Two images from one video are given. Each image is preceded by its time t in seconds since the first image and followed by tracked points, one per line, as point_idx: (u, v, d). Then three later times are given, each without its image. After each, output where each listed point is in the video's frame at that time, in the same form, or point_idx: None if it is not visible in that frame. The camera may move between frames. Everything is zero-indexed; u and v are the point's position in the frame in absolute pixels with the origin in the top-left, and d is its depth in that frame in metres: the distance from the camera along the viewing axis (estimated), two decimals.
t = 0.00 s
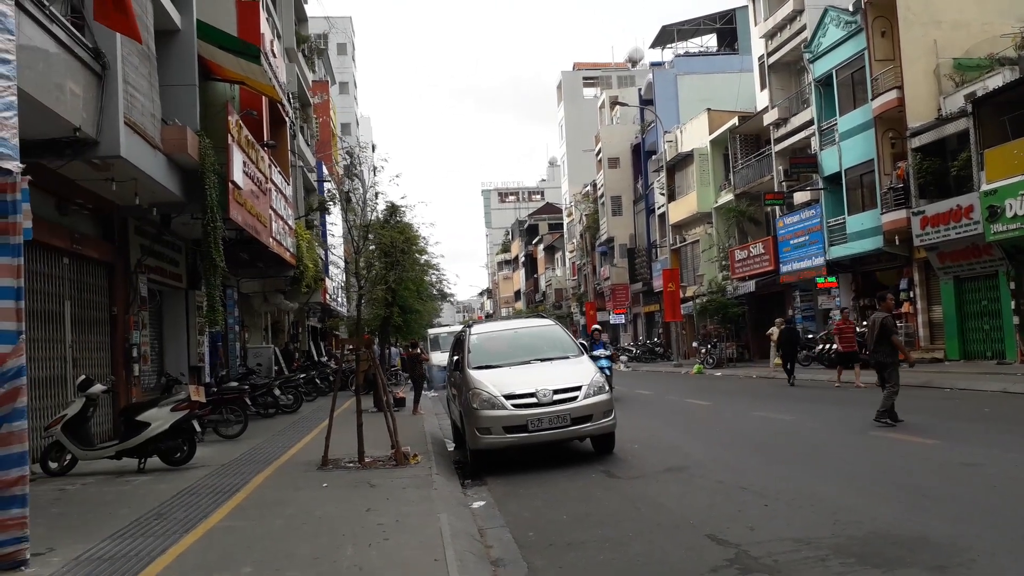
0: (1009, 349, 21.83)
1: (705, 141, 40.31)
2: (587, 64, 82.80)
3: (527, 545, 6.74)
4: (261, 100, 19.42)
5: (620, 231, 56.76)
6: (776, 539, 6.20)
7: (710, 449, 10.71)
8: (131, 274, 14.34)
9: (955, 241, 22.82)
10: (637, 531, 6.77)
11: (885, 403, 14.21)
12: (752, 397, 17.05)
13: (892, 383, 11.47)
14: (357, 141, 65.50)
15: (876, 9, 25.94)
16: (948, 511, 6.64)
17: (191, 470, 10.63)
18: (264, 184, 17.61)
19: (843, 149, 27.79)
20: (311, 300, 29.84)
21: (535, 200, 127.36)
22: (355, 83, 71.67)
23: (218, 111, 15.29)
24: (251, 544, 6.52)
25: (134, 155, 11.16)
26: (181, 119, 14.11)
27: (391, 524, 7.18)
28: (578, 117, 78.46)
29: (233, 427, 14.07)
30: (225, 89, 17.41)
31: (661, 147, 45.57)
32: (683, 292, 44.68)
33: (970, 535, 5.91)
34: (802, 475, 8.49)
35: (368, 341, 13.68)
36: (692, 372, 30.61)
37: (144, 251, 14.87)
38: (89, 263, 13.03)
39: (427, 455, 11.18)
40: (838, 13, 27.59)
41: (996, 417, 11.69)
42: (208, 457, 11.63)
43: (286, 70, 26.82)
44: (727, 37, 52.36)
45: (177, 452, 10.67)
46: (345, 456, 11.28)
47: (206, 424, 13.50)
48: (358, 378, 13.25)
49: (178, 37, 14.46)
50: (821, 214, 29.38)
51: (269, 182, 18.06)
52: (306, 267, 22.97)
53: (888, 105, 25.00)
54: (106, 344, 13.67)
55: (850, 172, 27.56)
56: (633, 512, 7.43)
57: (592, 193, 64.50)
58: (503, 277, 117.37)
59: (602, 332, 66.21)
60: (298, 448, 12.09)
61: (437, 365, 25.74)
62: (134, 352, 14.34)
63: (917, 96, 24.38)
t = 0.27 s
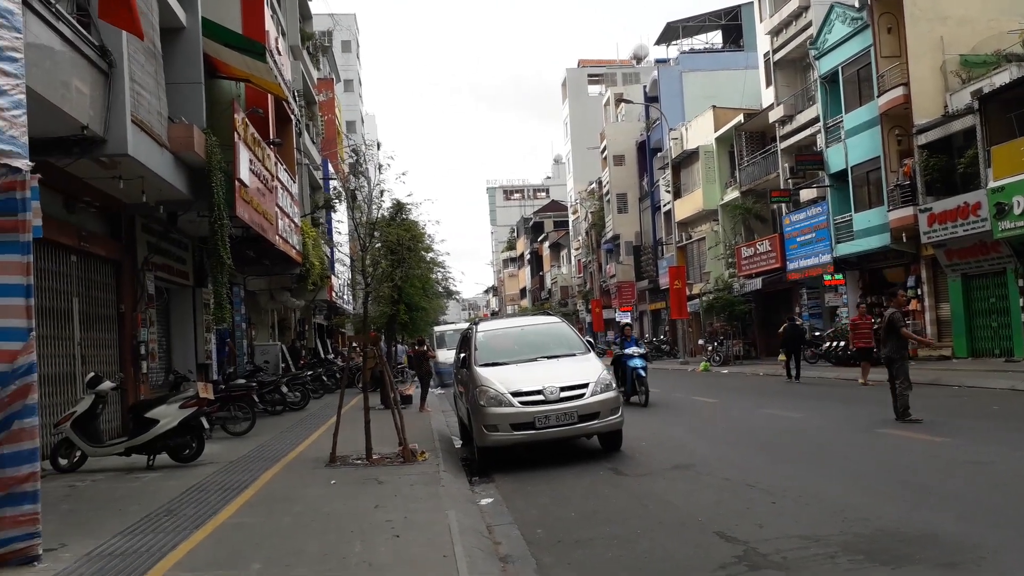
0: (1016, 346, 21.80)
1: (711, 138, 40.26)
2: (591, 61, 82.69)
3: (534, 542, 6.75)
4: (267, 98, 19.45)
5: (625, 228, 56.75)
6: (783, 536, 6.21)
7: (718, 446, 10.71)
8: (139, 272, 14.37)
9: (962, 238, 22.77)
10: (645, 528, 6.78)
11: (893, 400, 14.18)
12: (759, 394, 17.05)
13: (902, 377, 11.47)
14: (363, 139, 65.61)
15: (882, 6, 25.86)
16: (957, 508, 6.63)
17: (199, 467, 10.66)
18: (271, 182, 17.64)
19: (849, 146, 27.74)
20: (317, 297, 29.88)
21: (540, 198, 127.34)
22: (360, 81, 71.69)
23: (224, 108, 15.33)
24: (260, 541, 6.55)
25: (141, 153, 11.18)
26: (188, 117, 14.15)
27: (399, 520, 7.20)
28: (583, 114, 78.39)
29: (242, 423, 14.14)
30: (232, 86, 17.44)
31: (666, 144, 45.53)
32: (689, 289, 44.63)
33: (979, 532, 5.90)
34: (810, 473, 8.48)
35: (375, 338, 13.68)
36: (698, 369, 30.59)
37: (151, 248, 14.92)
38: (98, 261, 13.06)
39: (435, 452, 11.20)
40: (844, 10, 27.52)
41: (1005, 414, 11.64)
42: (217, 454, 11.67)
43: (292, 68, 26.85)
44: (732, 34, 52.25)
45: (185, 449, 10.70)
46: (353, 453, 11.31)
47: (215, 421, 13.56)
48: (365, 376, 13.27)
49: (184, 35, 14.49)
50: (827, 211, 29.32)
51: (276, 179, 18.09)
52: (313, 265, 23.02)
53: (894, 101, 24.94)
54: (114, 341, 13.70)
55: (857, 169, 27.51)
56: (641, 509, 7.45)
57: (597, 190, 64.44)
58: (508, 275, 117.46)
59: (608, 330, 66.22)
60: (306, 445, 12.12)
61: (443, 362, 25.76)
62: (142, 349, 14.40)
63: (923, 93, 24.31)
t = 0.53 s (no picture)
0: None
1: (723, 135, 40.09)
2: (603, 58, 82.49)
3: (544, 539, 6.74)
4: (279, 97, 19.51)
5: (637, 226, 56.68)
6: (794, 533, 6.17)
7: (729, 444, 10.65)
8: (151, 270, 14.45)
9: (977, 234, 22.58)
10: (654, 526, 6.75)
11: (906, 397, 14.07)
12: (771, 392, 16.98)
13: (917, 374, 11.36)
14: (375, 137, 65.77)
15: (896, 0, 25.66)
16: (969, 505, 6.57)
17: (210, 464, 10.71)
18: (282, 180, 17.70)
19: (863, 142, 27.55)
20: (329, 295, 29.98)
21: (552, 195, 127.28)
22: (372, 79, 71.79)
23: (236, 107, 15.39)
24: (270, 537, 6.57)
25: (153, 152, 11.23)
26: (200, 116, 14.20)
27: (409, 517, 7.21)
28: (595, 111, 78.24)
29: (253, 421, 14.21)
30: (243, 85, 17.49)
31: (679, 141, 45.35)
32: (702, 287, 44.47)
33: (993, 530, 5.84)
34: (822, 470, 8.43)
35: (385, 335, 13.68)
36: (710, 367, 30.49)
37: (164, 247, 14.99)
38: (110, 259, 13.14)
39: (445, 449, 11.20)
40: (857, 5, 27.32)
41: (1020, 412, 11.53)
42: (228, 451, 11.71)
43: (304, 67, 26.94)
44: (745, 30, 52.02)
45: (197, 446, 10.73)
46: (363, 451, 11.32)
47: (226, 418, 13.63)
48: (375, 373, 13.28)
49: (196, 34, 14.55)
50: (840, 208, 29.13)
51: (287, 178, 18.15)
52: (324, 263, 23.09)
53: (909, 97, 24.74)
54: (126, 340, 13.79)
55: (870, 165, 27.31)
56: (651, 506, 7.42)
57: (609, 188, 64.30)
58: (520, 273, 117.51)
59: (619, 327, 66.11)
60: (317, 442, 12.15)
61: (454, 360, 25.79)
62: (154, 347, 14.48)
63: (938, 88, 24.12)
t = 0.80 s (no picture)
0: None
1: (727, 133, 39.99)
2: (607, 56, 82.34)
3: (545, 541, 6.69)
4: (280, 96, 19.48)
5: (640, 225, 56.60)
6: (796, 536, 6.12)
7: (731, 445, 10.60)
8: (152, 270, 14.41)
9: (982, 233, 22.48)
10: (656, 528, 6.70)
11: (910, 398, 14.01)
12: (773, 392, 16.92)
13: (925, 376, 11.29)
14: (378, 136, 65.75)
15: None
16: (973, 508, 6.52)
17: (210, 465, 10.67)
18: (284, 180, 17.66)
19: (867, 141, 27.45)
20: (331, 294, 29.97)
21: (554, 194, 127.19)
22: (374, 78, 71.70)
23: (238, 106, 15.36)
24: (269, 538, 6.53)
25: (154, 151, 11.20)
26: (201, 115, 14.16)
27: (409, 518, 7.16)
28: (599, 110, 78.12)
29: (254, 421, 14.18)
30: (244, 84, 17.45)
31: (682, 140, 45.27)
32: (705, 286, 44.39)
33: (997, 533, 5.78)
34: (825, 472, 8.37)
35: (385, 335, 13.62)
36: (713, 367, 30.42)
37: (164, 246, 14.96)
38: (111, 259, 13.10)
39: (446, 450, 11.16)
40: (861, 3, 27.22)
41: None
42: (228, 452, 11.67)
43: (306, 65, 26.90)
44: (749, 28, 51.91)
45: (197, 447, 10.70)
46: (364, 451, 11.28)
47: (227, 418, 13.61)
48: (376, 373, 13.22)
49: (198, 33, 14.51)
50: (844, 207, 29.03)
51: (289, 177, 18.11)
52: (326, 262, 23.07)
53: (913, 95, 24.64)
54: (127, 339, 13.76)
55: (874, 164, 27.21)
56: (652, 508, 7.36)
57: (612, 186, 64.16)
58: (522, 272, 117.50)
59: (622, 327, 66.02)
60: (317, 443, 12.11)
61: (456, 360, 25.76)
62: (155, 347, 14.45)
63: (943, 86, 23.99)
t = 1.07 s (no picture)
0: None
1: (730, 131, 39.94)
2: (609, 54, 82.23)
3: (547, 540, 6.70)
4: (283, 95, 19.50)
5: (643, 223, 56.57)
6: (798, 535, 6.12)
7: (734, 443, 10.60)
8: (155, 269, 14.44)
9: (985, 231, 22.44)
10: (658, 527, 6.71)
11: (913, 396, 14.00)
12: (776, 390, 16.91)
13: (930, 374, 11.27)
14: (380, 135, 65.77)
15: None
16: (975, 506, 6.51)
17: (214, 464, 10.69)
18: (287, 178, 17.68)
19: (870, 138, 27.40)
20: (334, 293, 30.00)
21: (557, 192, 127.19)
22: (377, 76, 71.66)
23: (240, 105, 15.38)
24: (272, 538, 6.55)
25: (157, 151, 11.22)
26: (204, 114, 14.17)
27: (412, 517, 7.17)
28: (601, 107, 78.01)
29: (257, 420, 14.20)
30: (247, 83, 17.46)
31: (685, 138, 45.22)
32: (708, 284, 44.36)
33: (1000, 532, 5.78)
34: (828, 471, 8.37)
35: (388, 334, 13.62)
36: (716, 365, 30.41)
37: (168, 246, 14.98)
38: (114, 258, 13.12)
39: (449, 448, 11.18)
40: None
41: None
42: (231, 451, 11.69)
43: (308, 64, 26.90)
44: (752, 26, 51.84)
45: (201, 446, 10.73)
46: (367, 450, 11.30)
47: (231, 417, 13.64)
48: (380, 371, 13.24)
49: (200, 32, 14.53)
50: (847, 204, 29.00)
51: (292, 176, 18.13)
52: (329, 261, 23.09)
53: (916, 92, 24.59)
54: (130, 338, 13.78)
55: (877, 161, 27.17)
56: (655, 507, 7.37)
57: (615, 184, 64.14)
58: (525, 270, 117.55)
59: (625, 325, 66.05)
60: (320, 442, 12.13)
61: (458, 358, 25.79)
62: (158, 346, 14.49)
63: (947, 83, 23.92)
